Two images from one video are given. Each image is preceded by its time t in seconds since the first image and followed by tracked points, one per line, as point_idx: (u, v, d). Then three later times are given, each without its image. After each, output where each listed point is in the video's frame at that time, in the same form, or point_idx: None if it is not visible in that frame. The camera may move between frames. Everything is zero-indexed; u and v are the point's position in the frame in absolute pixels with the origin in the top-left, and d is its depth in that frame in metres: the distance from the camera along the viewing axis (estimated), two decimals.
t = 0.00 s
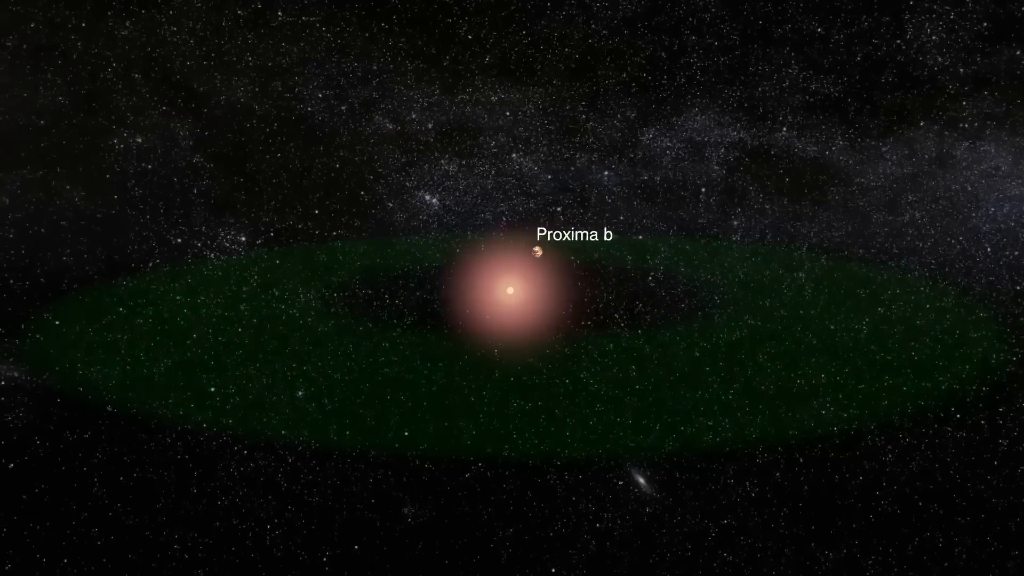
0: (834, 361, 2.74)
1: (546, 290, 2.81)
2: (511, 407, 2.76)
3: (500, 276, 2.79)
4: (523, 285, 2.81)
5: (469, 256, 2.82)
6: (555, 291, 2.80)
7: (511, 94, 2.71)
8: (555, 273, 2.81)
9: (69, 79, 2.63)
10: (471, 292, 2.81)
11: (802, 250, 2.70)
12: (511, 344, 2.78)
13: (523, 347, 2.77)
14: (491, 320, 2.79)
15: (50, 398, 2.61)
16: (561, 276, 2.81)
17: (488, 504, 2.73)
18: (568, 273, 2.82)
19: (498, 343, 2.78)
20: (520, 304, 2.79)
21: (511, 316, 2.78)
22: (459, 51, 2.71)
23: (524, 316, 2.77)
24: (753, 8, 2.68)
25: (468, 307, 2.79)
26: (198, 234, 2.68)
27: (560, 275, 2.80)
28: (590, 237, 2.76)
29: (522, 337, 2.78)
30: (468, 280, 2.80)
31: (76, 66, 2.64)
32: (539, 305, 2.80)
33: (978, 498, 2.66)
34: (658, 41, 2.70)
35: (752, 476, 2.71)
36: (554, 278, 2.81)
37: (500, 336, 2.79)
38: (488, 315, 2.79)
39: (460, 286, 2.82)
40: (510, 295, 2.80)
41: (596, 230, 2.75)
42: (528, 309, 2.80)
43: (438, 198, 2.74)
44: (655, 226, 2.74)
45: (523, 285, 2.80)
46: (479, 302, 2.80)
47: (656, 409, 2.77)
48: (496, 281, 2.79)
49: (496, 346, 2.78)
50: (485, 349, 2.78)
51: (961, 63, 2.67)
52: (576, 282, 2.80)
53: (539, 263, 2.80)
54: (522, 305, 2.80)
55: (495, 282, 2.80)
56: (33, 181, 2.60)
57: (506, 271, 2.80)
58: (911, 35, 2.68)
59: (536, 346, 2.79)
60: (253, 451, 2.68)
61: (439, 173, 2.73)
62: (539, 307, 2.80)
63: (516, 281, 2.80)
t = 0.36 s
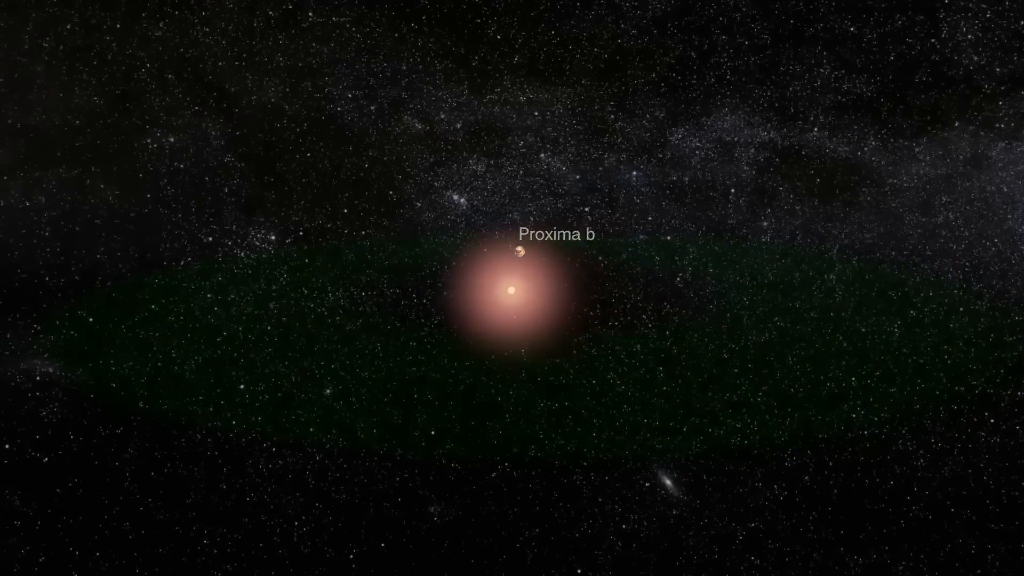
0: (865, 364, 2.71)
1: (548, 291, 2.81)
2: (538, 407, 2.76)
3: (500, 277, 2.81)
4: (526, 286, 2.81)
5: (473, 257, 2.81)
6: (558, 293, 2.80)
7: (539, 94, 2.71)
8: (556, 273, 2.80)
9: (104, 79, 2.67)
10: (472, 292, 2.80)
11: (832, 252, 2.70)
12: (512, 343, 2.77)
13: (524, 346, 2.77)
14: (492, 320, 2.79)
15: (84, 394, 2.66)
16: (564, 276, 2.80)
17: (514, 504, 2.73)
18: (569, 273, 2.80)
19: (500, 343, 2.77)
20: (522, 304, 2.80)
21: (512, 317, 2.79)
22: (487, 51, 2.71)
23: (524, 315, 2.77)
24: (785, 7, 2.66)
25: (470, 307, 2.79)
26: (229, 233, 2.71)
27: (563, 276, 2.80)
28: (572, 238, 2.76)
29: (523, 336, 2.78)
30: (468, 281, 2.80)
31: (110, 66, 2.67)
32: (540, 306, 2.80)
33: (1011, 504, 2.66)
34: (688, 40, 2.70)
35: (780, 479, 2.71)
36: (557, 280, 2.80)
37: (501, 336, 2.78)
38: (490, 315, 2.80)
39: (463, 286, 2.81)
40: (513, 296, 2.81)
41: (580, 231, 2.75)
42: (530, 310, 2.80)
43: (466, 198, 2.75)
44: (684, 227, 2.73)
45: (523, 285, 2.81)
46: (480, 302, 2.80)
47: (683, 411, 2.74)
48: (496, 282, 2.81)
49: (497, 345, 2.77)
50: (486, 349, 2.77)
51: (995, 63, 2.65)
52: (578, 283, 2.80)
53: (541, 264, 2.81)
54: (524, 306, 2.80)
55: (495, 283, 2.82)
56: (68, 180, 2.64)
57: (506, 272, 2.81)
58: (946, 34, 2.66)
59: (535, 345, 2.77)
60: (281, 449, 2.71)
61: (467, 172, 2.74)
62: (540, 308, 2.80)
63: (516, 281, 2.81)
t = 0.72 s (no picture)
0: (897, 367, 2.68)
1: (551, 292, 2.77)
2: (565, 407, 2.75)
3: (501, 276, 2.79)
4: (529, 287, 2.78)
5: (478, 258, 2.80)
6: (562, 294, 2.76)
7: (568, 95, 2.74)
8: (558, 273, 2.77)
9: (138, 79, 2.70)
10: (472, 292, 2.77)
11: (863, 254, 2.69)
12: (515, 345, 2.75)
13: (527, 348, 2.74)
14: (495, 321, 2.76)
15: (116, 390, 2.68)
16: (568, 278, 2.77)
17: (540, 504, 2.74)
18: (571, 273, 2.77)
19: (502, 344, 2.75)
20: (525, 306, 2.77)
21: (514, 318, 2.76)
22: (516, 51, 2.72)
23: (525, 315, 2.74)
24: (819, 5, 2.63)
25: (470, 307, 2.77)
26: (259, 232, 2.74)
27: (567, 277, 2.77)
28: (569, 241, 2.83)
29: (523, 336, 2.75)
30: (469, 280, 2.78)
31: (144, 67, 2.71)
32: (543, 307, 2.76)
33: None
34: (718, 40, 2.69)
35: (809, 483, 2.69)
36: (560, 281, 2.77)
37: (503, 337, 2.76)
38: (493, 316, 2.77)
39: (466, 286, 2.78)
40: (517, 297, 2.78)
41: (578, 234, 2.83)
42: (533, 311, 2.77)
43: (494, 198, 2.79)
44: (713, 227, 2.74)
45: (524, 285, 2.78)
46: (481, 302, 2.78)
47: (711, 413, 2.73)
48: (497, 282, 2.78)
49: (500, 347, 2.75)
50: (487, 349, 2.75)
51: None
52: (582, 285, 2.76)
53: (542, 264, 2.79)
54: (528, 307, 2.77)
55: (496, 283, 2.79)
56: (102, 179, 2.66)
57: (508, 273, 2.79)
58: (982, 33, 2.61)
59: (536, 345, 2.75)
60: (308, 446, 2.73)
61: (496, 173, 2.79)
62: (543, 310, 2.76)
63: (518, 281, 2.79)
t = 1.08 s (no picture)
0: (930, 370, 2.64)
1: (553, 294, 2.78)
2: (591, 408, 2.74)
3: (503, 277, 2.79)
4: (531, 289, 2.79)
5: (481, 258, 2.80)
6: (563, 296, 2.77)
7: (597, 94, 2.74)
8: (561, 274, 2.79)
9: (171, 80, 2.73)
10: (475, 293, 2.79)
11: (896, 256, 2.67)
12: (517, 347, 2.75)
13: (529, 350, 2.75)
14: (496, 322, 2.77)
15: (147, 386, 2.71)
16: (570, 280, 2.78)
17: (566, 505, 2.73)
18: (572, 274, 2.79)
19: (504, 345, 2.76)
20: (527, 307, 2.78)
21: (516, 320, 2.77)
22: (545, 51, 2.72)
23: (526, 315, 2.75)
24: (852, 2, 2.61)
25: (472, 308, 2.78)
26: (289, 231, 2.76)
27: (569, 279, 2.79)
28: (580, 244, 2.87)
29: (525, 337, 2.75)
30: (472, 281, 2.79)
31: (177, 67, 2.74)
32: (545, 309, 2.78)
33: None
34: (749, 39, 2.68)
35: (839, 487, 2.66)
36: (562, 283, 2.79)
37: (505, 339, 2.76)
38: (495, 317, 2.78)
39: (469, 287, 2.79)
40: (518, 298, 2.79)
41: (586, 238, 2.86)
42: (535, 313, 2.77)
43: (522, 198, 2.80)
44: (742, 227, 2.72)
45: (526, 286, 2.79)
46: (483, 302, 2.79)
47: (739, 415, 2.71)
48: (500, 283, 2.79)
49: (502, 348, 2.76)
50: (490, 350, 2.76)
51: None
52: (583, 287, 2.78)
53: (545, 266, 2.80)
54: (529, 308, 2.78)
55: (498, 283, 2.80)
56: (135, 178, 2.70)
57: (511, 274, 2.80)
58: (1019, 31, 2.58)
59: (538, 346, 2.75)
60: (336, 444, 2.75)
61: (523, 173, 2.79)
62: (545, 312, 2.77)
63: (520, 282, 2.80)
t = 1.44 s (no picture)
0: (964, 374, 2.60)
1: (555, 295, 2.76)
2: (619, 409, 2.73)
3: (506, 278, 2.78)
4: (534, 290, 2.77)
5: (483, 259, 2.79)
6: (566, 297, 2.75)
7: (626, 94, 2.73)
8: (565, 275, 2.77)
9: (203, 80, 2.76)
10: (478, 294, 2.78)
11: (929, 258, 2.63)
12: (521, 348, 2.75)
13: (533, 351, 2.74)
14: (500, 323, 2.76)
15: (178, 384, 2.74)
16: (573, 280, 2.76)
17: (592, 506, 2.73)
18: (576, 275, 2.76)
19: (508, 347, 2.75)
20: (530, 309, 2.76)
21: (520, 321, 2.76)
22: (574, 51, 2.72)
23: (530, 317, 2.74)
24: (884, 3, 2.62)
25: (476, 310, 2.77)
26: (318, 230, 2.78)
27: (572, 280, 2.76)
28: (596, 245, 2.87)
29: (528, 339, 2.75)
30: (475, 283, 2.78)
31: (209, 68, 2.76)
32: (548, 310, 2.76)
33: None
34: (780, 39, 2.66)
35: (869, 491, 2.63)
36: (565, 284, 2.76)
37: (509, 340, 2.75)
38: (498, 318, 2.77)
39: (471, 289, 2.78)
40: (521, 300, 2.77)
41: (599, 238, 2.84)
42: (538, 314, 2.76)
43: (550, 198, 2.79)
44: (772, 228, 2.70)
45: (529, 287, 2.77)
46: (486, 303, 2.77)
47: (768, 418, 2.69)
48: (504, 284, 2.78)
49: (507, 349, 2.75)
50: (496, 351, 2.76)
51: None
52: (586, 288, 2.75)
53: (549, 266, 2.78)
54: (533, 310, 2.76)
55: (503, 285, 2.79)
56: (167, 177, 2.73)
57: (515, 275, 2.78)
58: None
59: (543, 347, 2.75)
60: (363, 442, 2.76)
61: (551, 173, 2.79)
62: (548, 313, 2.75)
63: (523, 283, 2.78)
